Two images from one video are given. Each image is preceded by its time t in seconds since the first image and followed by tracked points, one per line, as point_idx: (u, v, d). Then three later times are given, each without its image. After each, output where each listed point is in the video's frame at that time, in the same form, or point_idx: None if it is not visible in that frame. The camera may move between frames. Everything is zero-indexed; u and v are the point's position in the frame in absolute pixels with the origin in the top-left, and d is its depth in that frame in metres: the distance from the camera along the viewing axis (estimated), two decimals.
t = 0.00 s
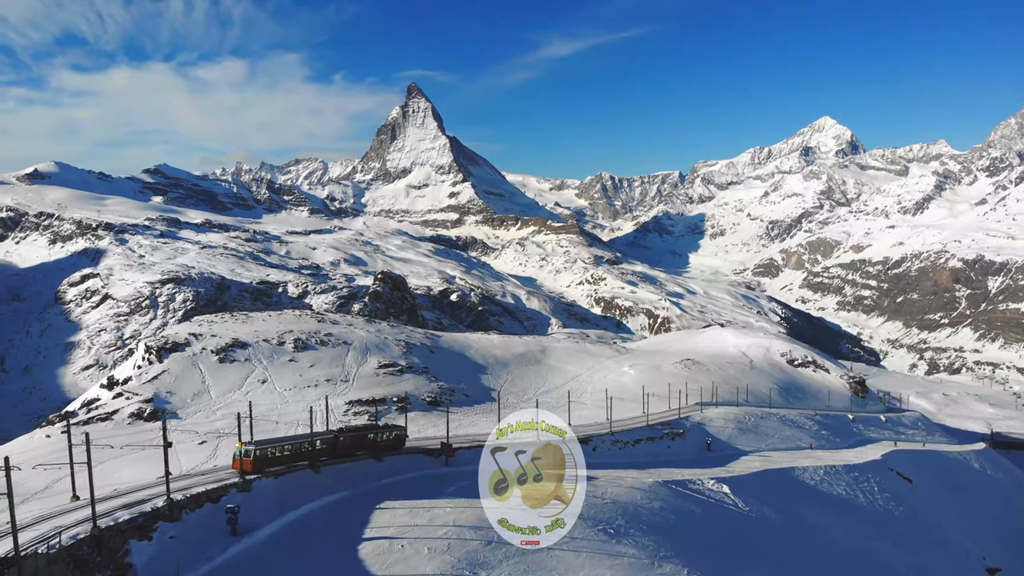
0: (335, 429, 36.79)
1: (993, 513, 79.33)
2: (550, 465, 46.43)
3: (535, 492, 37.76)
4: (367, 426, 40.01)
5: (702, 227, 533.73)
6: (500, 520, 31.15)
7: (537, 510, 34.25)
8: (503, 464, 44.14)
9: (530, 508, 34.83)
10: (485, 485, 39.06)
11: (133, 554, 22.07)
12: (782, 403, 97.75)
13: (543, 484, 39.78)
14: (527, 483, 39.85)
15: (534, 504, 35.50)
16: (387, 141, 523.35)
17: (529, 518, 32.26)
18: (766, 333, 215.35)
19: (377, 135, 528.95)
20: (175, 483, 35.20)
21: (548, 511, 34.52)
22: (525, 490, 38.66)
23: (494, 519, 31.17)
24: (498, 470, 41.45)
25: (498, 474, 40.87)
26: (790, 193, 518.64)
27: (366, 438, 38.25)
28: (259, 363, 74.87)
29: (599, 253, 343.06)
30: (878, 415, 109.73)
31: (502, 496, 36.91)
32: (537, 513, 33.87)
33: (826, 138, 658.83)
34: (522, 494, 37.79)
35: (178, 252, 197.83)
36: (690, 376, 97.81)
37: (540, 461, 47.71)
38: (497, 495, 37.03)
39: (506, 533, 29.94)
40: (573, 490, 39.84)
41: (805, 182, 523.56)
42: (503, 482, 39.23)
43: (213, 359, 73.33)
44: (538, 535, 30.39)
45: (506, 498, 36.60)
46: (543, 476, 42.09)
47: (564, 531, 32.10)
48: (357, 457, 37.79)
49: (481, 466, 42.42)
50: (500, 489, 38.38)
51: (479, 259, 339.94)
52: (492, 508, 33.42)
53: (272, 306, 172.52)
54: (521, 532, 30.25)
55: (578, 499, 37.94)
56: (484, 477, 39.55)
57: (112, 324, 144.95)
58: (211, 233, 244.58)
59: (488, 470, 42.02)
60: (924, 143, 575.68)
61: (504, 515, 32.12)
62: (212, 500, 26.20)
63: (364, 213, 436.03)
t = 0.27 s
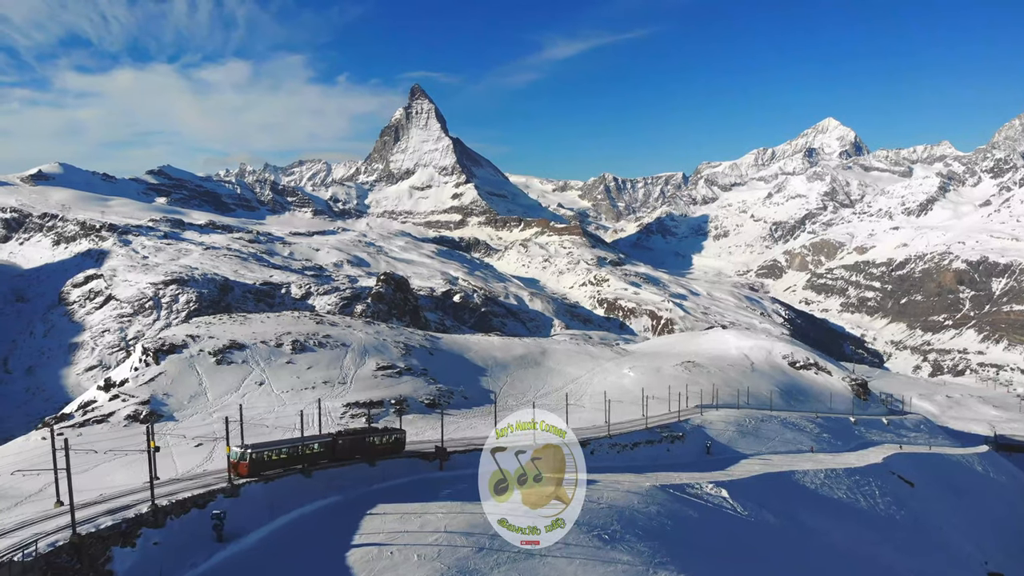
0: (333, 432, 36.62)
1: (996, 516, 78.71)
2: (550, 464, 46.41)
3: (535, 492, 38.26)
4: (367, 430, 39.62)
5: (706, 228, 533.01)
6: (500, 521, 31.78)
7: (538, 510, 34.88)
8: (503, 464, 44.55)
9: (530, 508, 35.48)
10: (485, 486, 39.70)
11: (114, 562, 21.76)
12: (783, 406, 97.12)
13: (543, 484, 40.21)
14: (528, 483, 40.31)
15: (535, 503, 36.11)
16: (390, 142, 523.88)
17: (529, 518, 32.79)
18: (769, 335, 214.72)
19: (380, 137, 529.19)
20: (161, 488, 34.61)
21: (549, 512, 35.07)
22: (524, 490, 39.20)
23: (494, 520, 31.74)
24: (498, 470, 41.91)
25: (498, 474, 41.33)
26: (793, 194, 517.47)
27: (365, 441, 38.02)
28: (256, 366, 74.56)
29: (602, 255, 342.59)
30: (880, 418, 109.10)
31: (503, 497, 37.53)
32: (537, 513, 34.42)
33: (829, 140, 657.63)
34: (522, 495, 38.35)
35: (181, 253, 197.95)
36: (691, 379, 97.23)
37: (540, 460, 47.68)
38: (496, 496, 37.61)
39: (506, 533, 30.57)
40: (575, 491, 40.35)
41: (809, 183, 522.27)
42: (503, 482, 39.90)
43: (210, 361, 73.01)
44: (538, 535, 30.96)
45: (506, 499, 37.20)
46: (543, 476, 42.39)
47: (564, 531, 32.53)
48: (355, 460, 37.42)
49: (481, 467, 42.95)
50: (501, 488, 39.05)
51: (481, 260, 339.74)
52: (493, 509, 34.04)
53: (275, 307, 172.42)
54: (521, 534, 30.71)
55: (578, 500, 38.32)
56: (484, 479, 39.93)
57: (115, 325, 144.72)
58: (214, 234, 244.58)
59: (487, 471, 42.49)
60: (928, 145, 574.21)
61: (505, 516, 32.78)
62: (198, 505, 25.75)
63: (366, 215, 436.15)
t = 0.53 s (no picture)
0: (331, 436, 36.34)
1: (996, 520, 78.20)
2: (548, 465, 46.76)
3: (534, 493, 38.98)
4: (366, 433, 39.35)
5: (708, 230, 532.27)
6: (500, 521, 32.36)
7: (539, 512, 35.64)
8: (503, 464, 45.15)
9: (531, 508, 36.41)
10: (485, 487, 40.33)
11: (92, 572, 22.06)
12: (783, 409, 96.58)
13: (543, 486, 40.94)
14: (528, 483, 41.19)
15: (535, 503, 37.07)
16: (392, 144, 523.86)
17: (529, 518, 33.43)
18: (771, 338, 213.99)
19: (383, 138, 529.24)
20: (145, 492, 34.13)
21: (548, 512, 35.84)
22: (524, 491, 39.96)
23: (495, 521, 32.24)
24: (498, 471, 42.48)
25: (498, 475, 41.94)
26: (796, 196, 516.46)
27: (363, 445, 37.79)
28: (252, 368, 74.28)
29: (604, 256, 341.98)
30: (881, 421, 108.53)
31: (503, 497, 38.16)
32: (537, 514, 35.15)
33: (832, 142, 656.61)
34: (522, 496, 39.03)
35: (184, 255, 197.89)
36: (690, 381, 96.67)
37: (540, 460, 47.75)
38: (497, 497, 38.30)
39: (506, 532, 31.10)
40: (575, 492, 41.27)
41: (811, 185, 521.17)
42: (503, 483, 40.56)
43: (206, 363, 72.81)
44: (538, 535, 31.54)
45: (506, 500, 37.93)
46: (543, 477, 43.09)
47: (564, 530, 33.23)
48: (354, 464, 37.22)
49: (481, 468, 43.58)
50: (501, 489, 39.96)
51: (483, 262, 339.47)
52: (494, 510, 34.62)
53: (277, 309, 172.36)
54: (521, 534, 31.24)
55: (578, 501, 39.13)
56: (484, 481, 40.71)
57: (117, 326, 144.27)
58: (216, 236, 244.65)
59: (488, 471, 43.13)
60: (930, 147, 573.07)
61: (505, 516, 33.37)
62: (182, 512, 25.88)
63: (368, 216, 436.14)
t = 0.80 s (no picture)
0: (328, 439, 36.55)
1: (996, 522, 77.84)
2: (548, 462, 47.07)
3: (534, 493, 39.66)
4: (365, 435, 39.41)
5: (710, 231, 531.76)
6: (500, 521, 33.01)
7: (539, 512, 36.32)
8: (503, 464, 45.69)
9: (531, 507, 37.23)
10: (485, 487, 40.86)
11: None
12: (782, 411, 96.20)
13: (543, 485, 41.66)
14: (527, 484, 41.72)
15: (535, 503, 37.76)
16: (394, 145, 523.78)
17: (530, 519, 34.21)
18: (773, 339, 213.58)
19: (384, 139, 529.12)
20: (130, 497, 33.71)
21: (548, 512, 36.60)
22: (524, 490, 40.67)
23: (495, 521, 32.85)
24: (498, 470, 43.06)
25: (498, 474, 42.53)
26: (797, 197, 515.80)
27: (361, 447, 37.87)
28: (248, 370, 74.03)
29: (605, 257, 341.54)
30: (881, 423, 108.09)
31: (502, 497, 38.81)
32: (537, 513, 35.86)
33: (833, 143, 655.73)
34: (522, 496, 39.69)
35: (185, 256, 197.74)
36: (689, 383, 96.19)
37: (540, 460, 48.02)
38: (497, 497, 38.92)
39: (506, 532, 31.69)
40: (575, 492, 42.15)
41: (813, 186, 520.40)
42: (503, 482, 41.15)
43: (202, 365, 72.58)
44: (537, 535, 32.17)
45: (506, 500, 38.52)
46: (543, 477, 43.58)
47: (563, 530, 34.16)
48: (353, 468, 37.29)
49: (481, 468, 44.21)
50: (501, 488, 40.53)
51: (485, 263, 339.33)
52: (494, 510, 35.26)
53: (279, 310, 172.24)
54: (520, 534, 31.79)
55: (577, 501, 39.90)
56: (485, 480, 41.32)
57: (118, 327, 144.04)
58: (218, 237, 244.54)
59: (488, 471, 43.64)
60: (932, 148, 571.96)
61: (505, 517, 34.01)
62: (167, 516, 25.82)
63: (370, 217, 436.11)
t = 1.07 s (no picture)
0: (329, 441, 36.64)
1: (1002, 526, 76.96)
2: (548, 461, 47.15)
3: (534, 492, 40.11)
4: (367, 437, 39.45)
5: (717, 232, 530.06)
6: (501, 522, 33.32)
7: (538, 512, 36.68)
8: (503, 464, 45.99)
9: (531, 507, 37.55)
10: (485, 488, 41.10)
11: None
12: (787, 414, 95.47)
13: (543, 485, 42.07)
14: (527, 483, 42.01)
15: (535, 503, 38.14)
16: (401, 146, 524.42)
17: (530, 520, 34.48)
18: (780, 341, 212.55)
19: (392, 140, 529.90)
20: (118, 501, 33.39)
21: (548, 512, 37.01)
22: (524, 490, 41.09)
23: (495, 522, 33.21)
24: (498, 470, 43.40)
25: (498, 474, 42.86)
26: (805, 198, 513.48)
27: (363, 449, 37.89)
28: (249, 371, 73.90)
29: (612, 258, 340.83)
30: (887, 425, 107.27)
31: (503, 497, 39.13)
32: (537, 513, 36.25)
33: (842, 144, 652.89)
34: (522, 495, 40.10)
35: (193, 256, 198.36)
36: (693, 386, 95.50)
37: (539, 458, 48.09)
38: (497, 497, 39.25)
39: (506, 533, 32.11)
40: (574, 491, 42.73)
41: (821, 187, 518.05)
42: (503, 482, 41.49)
43: (203, 366, 72.59)
44: (538, 536, 32.49)
45: (506, 500, 38.90)
46: (543, 476, 43.83)
47: (563, 530, 34.47)
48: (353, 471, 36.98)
49: (482, 468, 44.53)
50: (500, 488, 40.84)
51: (491, 264, 339.23)
52: (495, 511, 35.63)
53: (286, 310, 172.54)
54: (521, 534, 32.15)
55: (577, 500, 40.41)
56: (484, 481, 41.70)
57: (126, 327, 144.51)
58: (225, 237, 245.28)
59: (488, 472, 43.99)
60: (941, 149, 568.41)
61: (506, 517, 34.37)
62: (156, 520, 25.64)
63: (377, 218, 436.69)
